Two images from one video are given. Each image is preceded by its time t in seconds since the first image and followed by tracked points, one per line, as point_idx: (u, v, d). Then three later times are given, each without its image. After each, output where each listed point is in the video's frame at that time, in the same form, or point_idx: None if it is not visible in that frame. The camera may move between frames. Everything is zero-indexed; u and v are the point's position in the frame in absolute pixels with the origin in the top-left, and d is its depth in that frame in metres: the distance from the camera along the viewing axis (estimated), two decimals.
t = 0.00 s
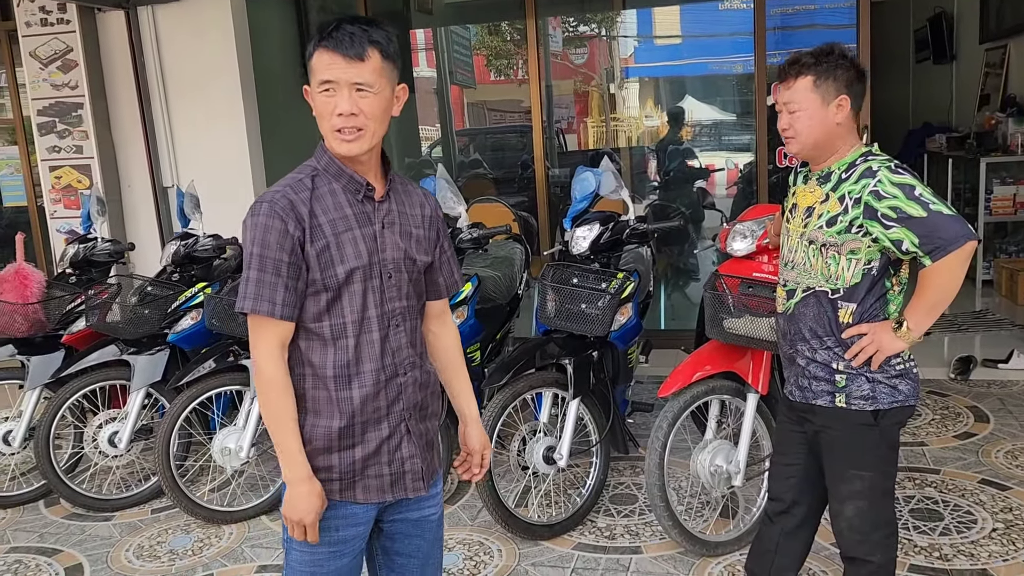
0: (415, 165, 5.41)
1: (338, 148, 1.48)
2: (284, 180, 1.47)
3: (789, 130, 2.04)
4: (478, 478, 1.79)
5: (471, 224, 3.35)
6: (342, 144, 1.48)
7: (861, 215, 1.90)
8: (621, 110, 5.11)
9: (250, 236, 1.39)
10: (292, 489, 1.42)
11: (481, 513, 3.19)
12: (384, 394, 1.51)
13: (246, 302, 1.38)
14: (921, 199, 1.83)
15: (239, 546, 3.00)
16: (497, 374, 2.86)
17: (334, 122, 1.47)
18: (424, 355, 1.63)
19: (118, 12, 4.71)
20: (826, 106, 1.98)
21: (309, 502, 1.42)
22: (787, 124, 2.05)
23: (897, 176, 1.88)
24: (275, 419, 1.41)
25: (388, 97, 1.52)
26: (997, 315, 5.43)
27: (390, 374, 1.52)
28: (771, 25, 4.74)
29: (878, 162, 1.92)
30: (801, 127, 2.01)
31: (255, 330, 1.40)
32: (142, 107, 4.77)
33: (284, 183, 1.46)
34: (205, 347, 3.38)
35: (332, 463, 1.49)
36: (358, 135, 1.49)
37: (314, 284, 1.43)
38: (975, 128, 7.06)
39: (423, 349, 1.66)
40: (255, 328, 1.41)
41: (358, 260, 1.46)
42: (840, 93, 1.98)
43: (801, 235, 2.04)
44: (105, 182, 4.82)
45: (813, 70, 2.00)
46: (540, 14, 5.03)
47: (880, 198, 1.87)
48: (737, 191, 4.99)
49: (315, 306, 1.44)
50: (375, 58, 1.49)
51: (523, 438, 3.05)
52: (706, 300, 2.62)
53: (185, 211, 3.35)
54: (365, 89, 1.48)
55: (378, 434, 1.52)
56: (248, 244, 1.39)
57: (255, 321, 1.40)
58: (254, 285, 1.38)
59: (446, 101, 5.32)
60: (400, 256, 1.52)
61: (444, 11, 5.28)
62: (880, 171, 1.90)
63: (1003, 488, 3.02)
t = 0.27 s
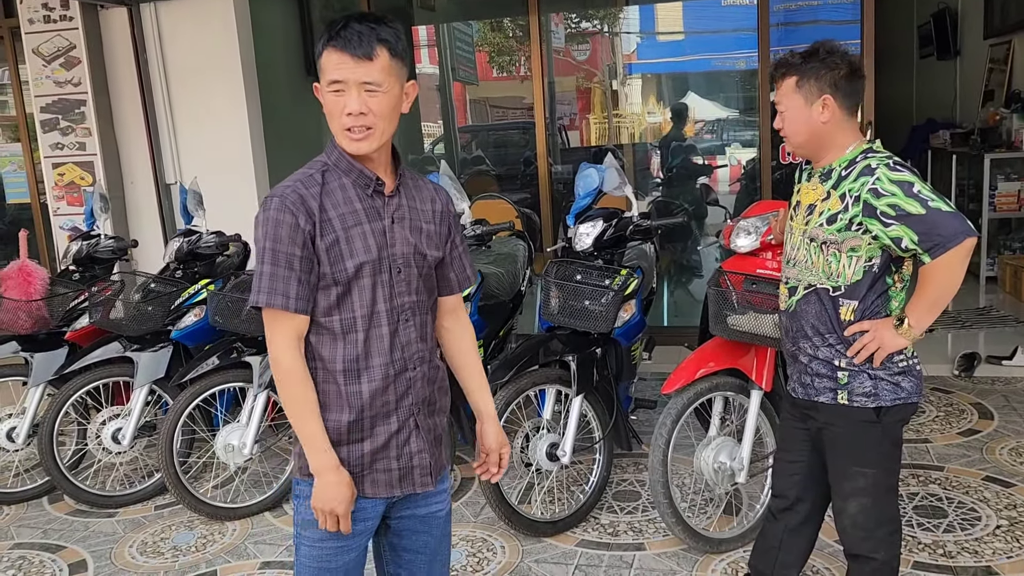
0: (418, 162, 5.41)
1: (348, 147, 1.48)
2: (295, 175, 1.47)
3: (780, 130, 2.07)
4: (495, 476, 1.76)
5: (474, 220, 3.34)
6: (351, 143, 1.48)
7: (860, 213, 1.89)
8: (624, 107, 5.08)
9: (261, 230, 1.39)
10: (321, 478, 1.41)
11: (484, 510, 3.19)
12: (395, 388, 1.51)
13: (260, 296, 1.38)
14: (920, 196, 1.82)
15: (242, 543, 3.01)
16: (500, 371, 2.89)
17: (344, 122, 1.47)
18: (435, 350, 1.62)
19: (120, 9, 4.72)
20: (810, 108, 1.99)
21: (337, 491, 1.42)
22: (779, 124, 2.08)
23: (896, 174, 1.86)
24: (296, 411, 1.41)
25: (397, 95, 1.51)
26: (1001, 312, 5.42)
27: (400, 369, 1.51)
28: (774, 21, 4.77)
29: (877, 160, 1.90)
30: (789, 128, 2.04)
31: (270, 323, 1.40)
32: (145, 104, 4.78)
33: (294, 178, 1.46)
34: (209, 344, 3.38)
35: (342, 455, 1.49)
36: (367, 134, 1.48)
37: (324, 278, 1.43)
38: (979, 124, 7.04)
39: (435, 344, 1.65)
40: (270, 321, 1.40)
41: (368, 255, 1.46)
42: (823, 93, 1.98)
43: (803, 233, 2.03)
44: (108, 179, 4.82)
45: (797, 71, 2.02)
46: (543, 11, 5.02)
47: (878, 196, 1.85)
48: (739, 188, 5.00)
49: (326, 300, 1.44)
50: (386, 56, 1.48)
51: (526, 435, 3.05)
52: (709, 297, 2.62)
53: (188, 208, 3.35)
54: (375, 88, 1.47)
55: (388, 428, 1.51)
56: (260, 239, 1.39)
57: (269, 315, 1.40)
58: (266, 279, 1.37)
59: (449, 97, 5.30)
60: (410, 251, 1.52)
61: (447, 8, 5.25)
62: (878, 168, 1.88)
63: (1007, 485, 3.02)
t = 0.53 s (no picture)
0: (419, 159, 5.40)
1: (350, 145, 1.48)
2: (297, 173, 1.47)
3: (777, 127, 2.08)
4: (509, 476, 1.73)
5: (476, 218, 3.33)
6: (354, 141, 1.47)
7: (861, 210, 1.88)
8: (625, 103, 5.07)
9: (265, 229, 1.39)
10: (346, 471, 1.40)
11: (486, 507, 3.19)
12: (401, 385, 1.51)
13: (267, 294, 1.37)
14: (921, 194, 1.81)
15: (244, 541, 3.01)
16: (502, 368, 2.88)
17: (346, 121, 1.46)
18: (441, 347, 1.62)
19: (121, 6, 4.72)
20: (805, 106, 1.99)
21: (366, 481, 1.41)
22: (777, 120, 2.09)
23: (897, 171, 1.85)
24: (313, 406, 1.41)
25: (399, 93, 1.50)
26: (1004, 308, 5.41)
27: (405, 366, 1.51)
28: (775, 17, 4.75)
29: (878, 157, 1.90)
30: (785, 125, 2.05)
31: (280, 321, 1.40)
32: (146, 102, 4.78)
33: (298, 177, 1.45)
34: (210, 342, 3.38)
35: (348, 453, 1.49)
36: (369, 133, 1.47)
37: (328, 276, 1.43)
38: (982, 120, 7.02)
39: (442, 341, 1.64)
40: (281, 319, 1.40)
41: (372, 252, 1.45)
42: (817, 91, 1.98)
43: (805, 231, 2.03)
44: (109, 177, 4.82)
45: (791, 70, 2.02)
46: (544, 7, 5.01)
47: (879, 194, 1.84)
48: (742, 185, 4.98)
49: (332, 297, 1.44)
50: (387, 54, 1.47)
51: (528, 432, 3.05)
52: (712, 295, 2.63)
53: (189, 206, 3.34)
54: (375, 87, 1.46)
55: (395, 426, 1.51)
56: (264, 237, 1.39)
57: (278, 313, 1.40)
58: (272, 276, 1.37)
59: (450, 94, 5.29)
60: (415, 248, 1.51)
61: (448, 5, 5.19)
62: (879, 166, 1.87)
63: (1010, 482, 3.01)
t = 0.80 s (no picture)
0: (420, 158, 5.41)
1: (346, 143, 1.47)
2: (295, 172, 1.46)
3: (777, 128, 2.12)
4: (503, 476, 1.73)
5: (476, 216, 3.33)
6: (349, 139, 1.46)
7: (858, 210, 1.88)
8: (625, 101, 5.07)
9: (261, 228, 1.39)
10: (340, 473, 1.40)
11: (487, 506, 3.19)
12: (400, 386, 1.50)
13: (261, 295, 1.37)
14: (918, 192, 1.81)
15: (246, 539, 3.01)
16: (503, 366, 2.88)
17: (341, 119, 1.45)
18: (441, 346, 1.61)
19: (122, 5, 4.71)
20: (796, 108, 2.02)
21: (359, 480, 1.41)
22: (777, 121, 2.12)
23: (893, 170, 1.85)
24: (308, 408, 1.41)
25: (396, 90, 1.48)
26: (1006, 306, 5.40)
27: (404, 367, 1.50)
28: (776, 15, 4.74)
29: (875, 156, 1.89)
30: (781, 128, 2.09)
31: (275, 322, 1.41)
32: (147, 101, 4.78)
33: (295, 175, 1.45)
34: (211, 340, 3.38)
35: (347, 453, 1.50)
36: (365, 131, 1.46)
37: (325, 275, 1.43)
38: (984, 117, 7.01)
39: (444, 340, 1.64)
40: (276, 319, 1.40)
41: (369, 252, 1.45)
42: (804, 94, 2.00)
43: (804, 230, 2.03)
44: (110, 176, 4.82)
45: (780, 75, 2.05)
46: (544, 5, 5.01)
47: (876, 193, 1.84)
48: (743, 182, 4.98)
49: (330, 297, 1.44)
50: (381, 49, 1.44)
51: (529, 431, 3.05)
52: (713, 292, 2.63)
53: (190, 204, 3.35)
54: (371, 84, 1.44)
55: (394, 426, 1.51)
56: (260, 237, 1.39)
57: (274, 313, 1.41)
58: (267, 276, 1.37)
59: (451, 92, 5.29)
60: (415, 247, 1.51)
61: (448, 3, 5.22)
62: (876, 165, 1.87)
63: (1011, 480, 3.01)
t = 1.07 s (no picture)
0: (420, 156, 5.41)
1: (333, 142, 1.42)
2: (287, 173, 1.42)
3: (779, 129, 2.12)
4: (500, 479, 1.71)
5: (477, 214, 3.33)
6: (336, 138, 1.42)
7: (854, 209, 1.87)
8: (627, 99, 5.05)
9: (253, 232, 1.35)
10: (335, 485, 1.38)
11: (488, 504, 3.19)
12: (397, 392, 1.48)
13: (255, 301, 1.34)
14: (913, 193, 1.80)
15: (246, 538, 3.01)
16: (504, 364, 2.87)
17: (328, 118, 1.40)
18: (437, 350, 1.59)
19: (122, 4, 4.72)
20: (791, 110, 2.02)
21: (350, 496, 1.38)
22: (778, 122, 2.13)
23: (890, 170, 1.83)
24: (303, 417, 1.38)
25: (386, 87, 1.43)
26: (1007, 304, 5.39)
27: (401, 372, 1.48)
28: (778, 12, 4.73)
29: (873, 154, 1.88)
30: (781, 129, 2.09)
31: (269, 329, 1.37)
32: (147, 100, 4.78)
33: (288, 177, 1.41)
34: (211, 339, 3.37)
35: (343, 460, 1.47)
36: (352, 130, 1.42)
37: (321, 281, 1.39)
38: (985, 115, 7.00)
39: (439, 343, 1.62)
40: (270, 326, 1.37)
41: (365, 255, 1.42)
42: (798, 94, 2.00)
43: (803, 230, 2.03)
44: (110, 174, 4.82)
45: (774, 77, 2.06)
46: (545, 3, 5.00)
47: (872, 192, 1.84)
48: (743, 180, 4.98)
49: (325, 303, 1.40)
50: (370, 45, 1.40)
51: (529, 429, 3.05)
52: (713, 290, 2.63)
53: (190, 203, 3.35)
54: (358, 82, 1.40)
55: (390, 433, 1.49)
56: (253, 241, 1.35)
57: (268, 320, 1.37)
58: (261, 283, 1.34)
59: (451, 90, 5.29)
60: (410, 249, 1.48)
61: (449, 2, 5.22)
62: (873, 164, 1.86)
63: (1012, 478, 3.01)
